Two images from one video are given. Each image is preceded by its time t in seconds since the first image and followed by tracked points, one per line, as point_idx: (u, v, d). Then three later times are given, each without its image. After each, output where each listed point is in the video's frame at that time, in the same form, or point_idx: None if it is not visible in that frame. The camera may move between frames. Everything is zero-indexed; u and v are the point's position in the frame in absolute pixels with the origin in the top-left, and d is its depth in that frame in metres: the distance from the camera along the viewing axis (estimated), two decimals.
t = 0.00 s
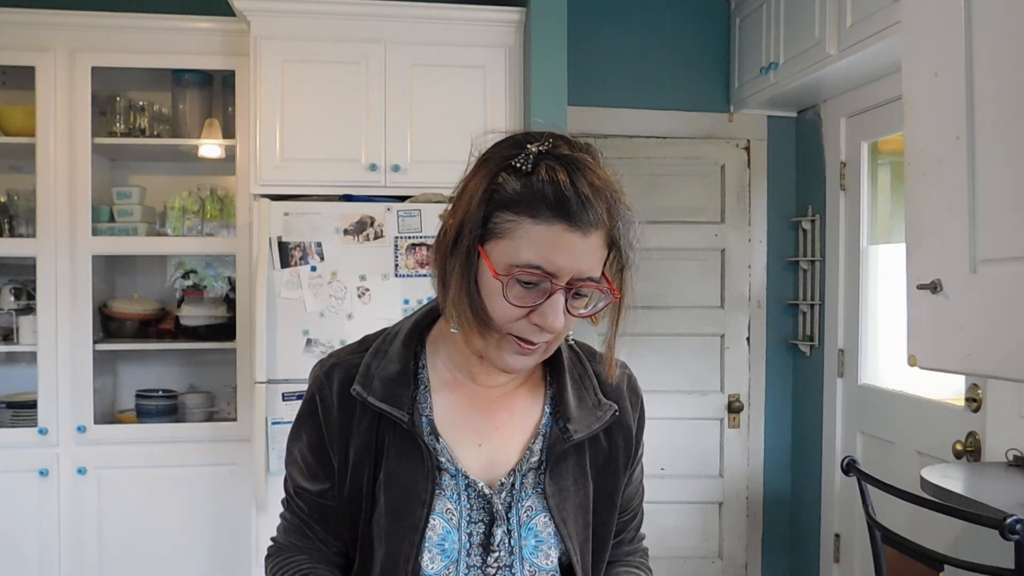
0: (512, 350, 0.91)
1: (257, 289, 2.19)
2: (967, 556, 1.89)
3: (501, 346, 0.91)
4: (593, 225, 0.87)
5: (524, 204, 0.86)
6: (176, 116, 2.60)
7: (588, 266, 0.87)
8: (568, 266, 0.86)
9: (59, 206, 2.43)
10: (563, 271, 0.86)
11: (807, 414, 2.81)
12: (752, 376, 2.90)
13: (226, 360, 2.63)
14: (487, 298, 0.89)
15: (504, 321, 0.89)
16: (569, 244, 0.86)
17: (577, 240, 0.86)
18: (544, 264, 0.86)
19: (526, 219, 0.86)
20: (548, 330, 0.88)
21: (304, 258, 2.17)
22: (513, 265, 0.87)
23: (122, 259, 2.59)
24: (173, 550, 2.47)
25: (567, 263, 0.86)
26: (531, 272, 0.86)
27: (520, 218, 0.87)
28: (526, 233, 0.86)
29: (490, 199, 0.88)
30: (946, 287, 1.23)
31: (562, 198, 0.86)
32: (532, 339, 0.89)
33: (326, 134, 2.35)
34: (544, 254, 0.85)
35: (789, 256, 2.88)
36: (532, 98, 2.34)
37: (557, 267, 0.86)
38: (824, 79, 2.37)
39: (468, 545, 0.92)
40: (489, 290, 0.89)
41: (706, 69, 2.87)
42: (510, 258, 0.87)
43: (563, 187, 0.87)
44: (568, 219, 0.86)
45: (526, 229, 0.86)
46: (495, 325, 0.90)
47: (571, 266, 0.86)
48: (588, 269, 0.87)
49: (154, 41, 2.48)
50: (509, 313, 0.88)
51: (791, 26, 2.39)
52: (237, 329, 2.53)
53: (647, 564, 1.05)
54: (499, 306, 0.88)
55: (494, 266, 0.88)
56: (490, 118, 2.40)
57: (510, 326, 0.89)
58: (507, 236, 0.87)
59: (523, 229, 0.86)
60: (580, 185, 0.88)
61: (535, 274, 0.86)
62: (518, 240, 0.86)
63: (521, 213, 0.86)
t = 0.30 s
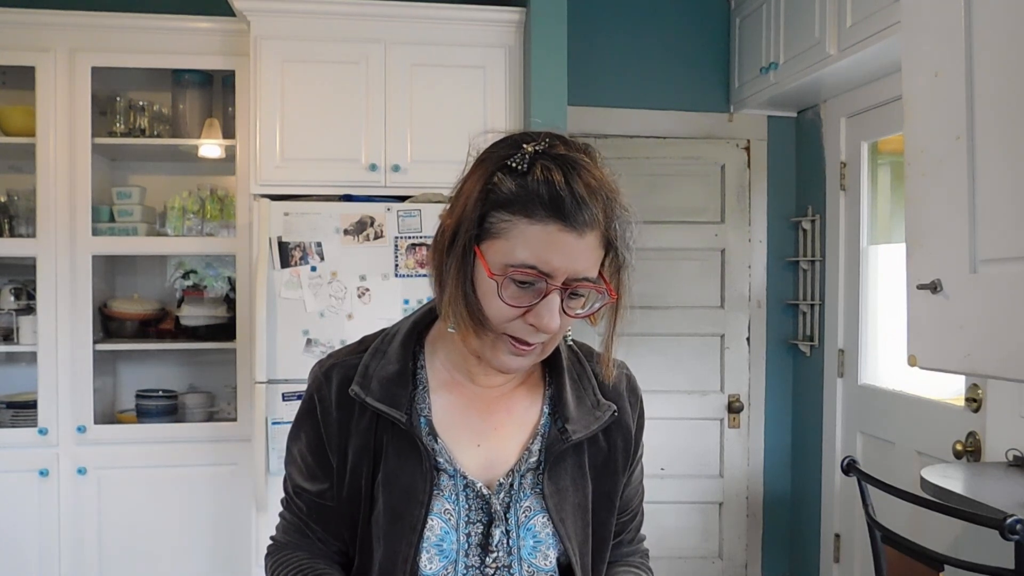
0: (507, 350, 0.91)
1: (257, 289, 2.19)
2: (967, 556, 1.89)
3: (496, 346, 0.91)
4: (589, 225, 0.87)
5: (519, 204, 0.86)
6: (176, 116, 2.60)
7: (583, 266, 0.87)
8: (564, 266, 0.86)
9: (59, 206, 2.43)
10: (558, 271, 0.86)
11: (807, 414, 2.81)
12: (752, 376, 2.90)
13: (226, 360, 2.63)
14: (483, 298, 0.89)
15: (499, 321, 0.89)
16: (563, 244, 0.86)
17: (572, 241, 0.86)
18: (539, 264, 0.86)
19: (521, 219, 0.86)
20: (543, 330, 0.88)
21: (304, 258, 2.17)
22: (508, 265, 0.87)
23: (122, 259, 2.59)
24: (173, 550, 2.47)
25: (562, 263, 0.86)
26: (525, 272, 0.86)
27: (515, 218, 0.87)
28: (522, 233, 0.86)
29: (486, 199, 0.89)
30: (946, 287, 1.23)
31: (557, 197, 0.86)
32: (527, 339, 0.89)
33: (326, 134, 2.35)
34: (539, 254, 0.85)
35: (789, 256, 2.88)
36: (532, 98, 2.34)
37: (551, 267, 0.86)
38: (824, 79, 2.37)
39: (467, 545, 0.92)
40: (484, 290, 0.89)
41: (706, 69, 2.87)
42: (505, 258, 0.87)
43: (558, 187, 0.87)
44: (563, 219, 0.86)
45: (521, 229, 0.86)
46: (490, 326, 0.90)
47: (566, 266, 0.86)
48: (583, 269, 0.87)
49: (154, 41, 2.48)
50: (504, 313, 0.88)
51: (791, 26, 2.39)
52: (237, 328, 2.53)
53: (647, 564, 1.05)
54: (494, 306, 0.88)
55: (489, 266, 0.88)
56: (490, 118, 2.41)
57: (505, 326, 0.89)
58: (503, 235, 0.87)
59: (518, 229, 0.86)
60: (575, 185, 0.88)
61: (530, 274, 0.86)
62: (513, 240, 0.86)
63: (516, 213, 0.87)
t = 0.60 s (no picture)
0: (506, 350, 0.91)
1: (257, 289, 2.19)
2: (967, 556, 1.89)
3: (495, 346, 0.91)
4: (585, 223, 0.87)
5: (515, 203, 0.86)
6: (176, 116, 2.60)
7: (580, 264, 0.87)
8: (561, 264, 0.86)
9: (59, 206, 2.43)
10: (555, 269, 0.86)
11: (807, 414, 2.81)
12: (752, 376, 2.90)
13: (226, 360, 2.63)
14: (481, 297, 0.89)
15: (498, 321, 0.89)
16: (560, 242, 0.86)
17: (569, 238, 0.86)
18: (536, 262, 0.85)
19: (518, 218, 0.86)
20: (541, 329, 0.88)
21: (304, 258, 2.17)
22: (505, 264, 0.87)
23: (122, 259, 2.59)
24: (173, 550, 2.47)
25: (559, 260, 0.86)
26: (523, 270, 0.86)
27: (512, 217, 0.87)
28: (518, 231, 0.86)
29: (482, 198, 0.89)
30: (946, 287, 1.23)
31: (553, 195, 0.86)
32: (526, 338, 0.89)
33: (326, 134, 2.35)
34: (536, 252, 0.85)
35: (788, 256, 2.88)
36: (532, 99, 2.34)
37: (549, 266, 0.86)
38: (824, 79, 2.37)
39: (467, 545, 0.92)
40: (482, 289, 0.89)
41: (706, 69, 2.87)
42: (503, 257, 0.87)
43: (554, 184, 0.87)
44: (559, 216, 0.86)
45: (517, 227, 0.86)
46: (489, 326, 0.90)
47: (563, 264, 0.86)
48: (580, 267, 0.87)
49: (154, 41, 2.48)
50: (503, 312, 0.88)
51: (791, 26, 2.39)
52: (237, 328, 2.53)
53: (648, 564, 1.05)
54: (493, 306, 0.88)
55: (487, 265, 0.88)
56: (490, 118, 2.41)
57: (504, 325, 0.89)
58: (500, 234, 0.87)
59: (514, 228, 0.86)
60: (571, 183, 0.88)
61: (527, 272, 0.86)
62: (510, 239, 0.86)
63: (513, 211, 0.87)
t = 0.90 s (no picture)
0: (510, 352, 0.91)
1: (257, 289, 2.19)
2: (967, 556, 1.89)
3: (499, 348, 0.91)
4: (589, 224, 0.87)
5: (519, 206, 0.86)
6: (177, 116, 2.60)
7: (585, 265, 0.87)
8: (565, 266, 0.86)
9: (59, 205, 2.43)
10: (560, 271, 0.86)
11: (807, 414, 2.81)
12: (752, 376, 2.90)
13: (226, 360, 2.63)
14: (484, 300, 0.89)
15: (502, 324, 0.89)
16: (565, 244, 0.86)
17: (574, 240, 0.86)
18: (540, 264, 0.85)
19: (522, 220, 0.86)
20: (546, 331, 0.88)
21: (304, 258, 2.17)
22: (509, 266, 0.87)
23: (122, 259, 2.59)
24: (173, 550, 2.47)
25: (565, 263, 0.86)
26: (528, 273, 0.86)
27: (515, 219, 0.87)
28: (522, 234, 0.86)
29: (485, 200, 0.89)
30: (946, 287, 1.23)
31: (557, 196, 0.86)
32: (531, 341, 0.89)
33: (326, 134, 2.35)
34: (541, 254, 0.85)
35: (788, 256, 2.88)
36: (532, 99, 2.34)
37: (554, 268, 0.86)
38: (824, 79, 2.37)
39: (466, 546, 0.92)
40: (486, 291, 0.89)
41: (706, 69, 2.87)
42: (506, 259, 0.87)
43: (558, 186, 0.87)
44: (564, 218, 0.86)
45: (521, 230, 0.86)
46: (493, 329, 0.90)
47: (568, 266, 0.86)
48: (586, 268, 0.87)
49: (154, 41, 2.48)
50: (507, 314, 0.88)
51: (791, 26, 2.39)
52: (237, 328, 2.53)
53: (649, 564, 1.05)
54: (497, 309, 0.88)
55: (491, 268, 0.88)
56: (490, 118, 2.41)
57: (508, 328, 0.89)
58: (503, 236, 0.87)
59: (518, 230, 0.86)
60: (574, 185, 0.88)
61: (532, 274, 0.86)
62: (514, 241, 0.86)
63: (516, 213, 0.87)
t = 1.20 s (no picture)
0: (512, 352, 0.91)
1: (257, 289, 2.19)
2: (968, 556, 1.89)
3: (500, 349, 0.91)
4: (592, 224, 0.87)
5: (521, 205, 0.86)
6: (177, 116, 2.60)
7: (587, 265, 0.87)
8: (568, 265, 0.86)
9: (59, 205, 2.43)
10: (562, 271, 0.86)
11: (807, 414, 2.81)
12: (752, 376, 2.90)
13: (226, 360, 2.63)
14: (486, 300, 0.89)
15: (504, 324, 0.89)
16: (567, 243, 0.86)
17: (578, 240, 0.86)
18: (542, 264, 0.86)
19: (524, 220, 0.86)
20: (547, 330, 0.88)
21: (304, 258, 2.17)
22: (511, 266, 0.87)
23: (122, 259, 2.59)
24: (173, 550, 2.47)
25: (567, 263, 0.86)
26: (530, 273, 0.86)
27: (517, 219, 0.87)
28: (524, 233, 0.86)
29: (487, 200, 0.89)
30: (946, 287, 1.23)
31: (560, 196, 0.86)
32: (533, 340, 0.90)
33: (326, 134, 2.35)
34: (543, 254, 0.85)
35: (789, 256, 2.88)
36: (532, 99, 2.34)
37: (557, 268, 0.86)
38: (824, 79, 2.37)
39: (466, 548, 0.92)
40: (487, 291, 0.89)
41: (706, 68, 2.87)
42: (508, 259, 0.87)
43: (560, 185, 0.87)
44: (566, 218, 0.86)
45: (523, 230, 0.86)
46: (495, 329, 0.90)
47: (570, 266, 0.86)
48: (588, 268, 0.87)
49: (154, 41, 2.48)
50: (508, 314, 0.88)
51: (791, 26, 2.39)
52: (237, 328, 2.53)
53: (651, 565, 1.05)
54: (500, 308, 0.88)
55: (493, 269, 0.88)
56: (490, 119, 2.41)
57: (509, 327, 0.89)
58: (505, 236, 0.87)
59: (520, 230, 0.86)
60: (577, 184, 0.88)
61: (534, 274, 0.86)
62: (516, 241, 0.86)
63: (518, 213, 0.87)
